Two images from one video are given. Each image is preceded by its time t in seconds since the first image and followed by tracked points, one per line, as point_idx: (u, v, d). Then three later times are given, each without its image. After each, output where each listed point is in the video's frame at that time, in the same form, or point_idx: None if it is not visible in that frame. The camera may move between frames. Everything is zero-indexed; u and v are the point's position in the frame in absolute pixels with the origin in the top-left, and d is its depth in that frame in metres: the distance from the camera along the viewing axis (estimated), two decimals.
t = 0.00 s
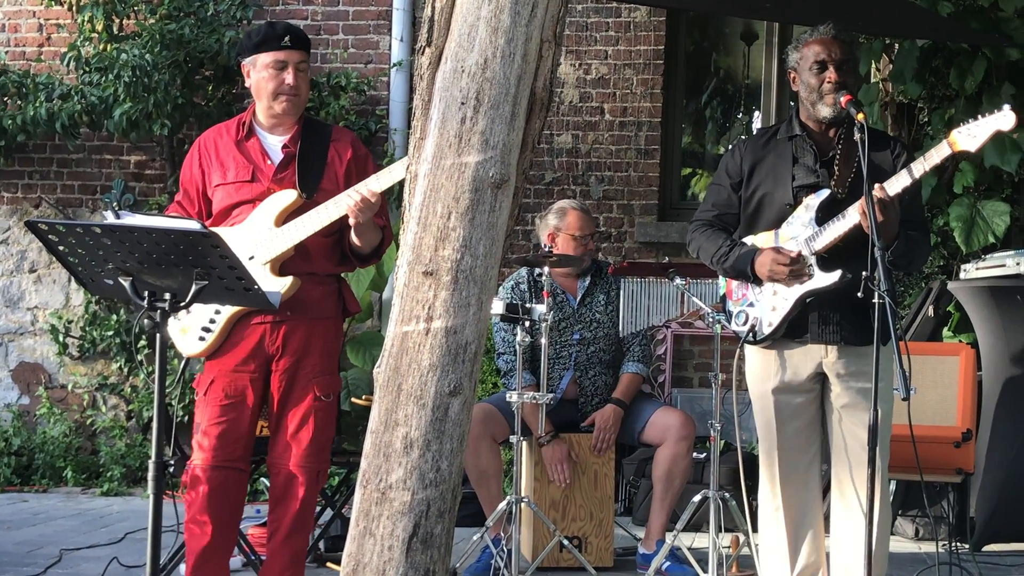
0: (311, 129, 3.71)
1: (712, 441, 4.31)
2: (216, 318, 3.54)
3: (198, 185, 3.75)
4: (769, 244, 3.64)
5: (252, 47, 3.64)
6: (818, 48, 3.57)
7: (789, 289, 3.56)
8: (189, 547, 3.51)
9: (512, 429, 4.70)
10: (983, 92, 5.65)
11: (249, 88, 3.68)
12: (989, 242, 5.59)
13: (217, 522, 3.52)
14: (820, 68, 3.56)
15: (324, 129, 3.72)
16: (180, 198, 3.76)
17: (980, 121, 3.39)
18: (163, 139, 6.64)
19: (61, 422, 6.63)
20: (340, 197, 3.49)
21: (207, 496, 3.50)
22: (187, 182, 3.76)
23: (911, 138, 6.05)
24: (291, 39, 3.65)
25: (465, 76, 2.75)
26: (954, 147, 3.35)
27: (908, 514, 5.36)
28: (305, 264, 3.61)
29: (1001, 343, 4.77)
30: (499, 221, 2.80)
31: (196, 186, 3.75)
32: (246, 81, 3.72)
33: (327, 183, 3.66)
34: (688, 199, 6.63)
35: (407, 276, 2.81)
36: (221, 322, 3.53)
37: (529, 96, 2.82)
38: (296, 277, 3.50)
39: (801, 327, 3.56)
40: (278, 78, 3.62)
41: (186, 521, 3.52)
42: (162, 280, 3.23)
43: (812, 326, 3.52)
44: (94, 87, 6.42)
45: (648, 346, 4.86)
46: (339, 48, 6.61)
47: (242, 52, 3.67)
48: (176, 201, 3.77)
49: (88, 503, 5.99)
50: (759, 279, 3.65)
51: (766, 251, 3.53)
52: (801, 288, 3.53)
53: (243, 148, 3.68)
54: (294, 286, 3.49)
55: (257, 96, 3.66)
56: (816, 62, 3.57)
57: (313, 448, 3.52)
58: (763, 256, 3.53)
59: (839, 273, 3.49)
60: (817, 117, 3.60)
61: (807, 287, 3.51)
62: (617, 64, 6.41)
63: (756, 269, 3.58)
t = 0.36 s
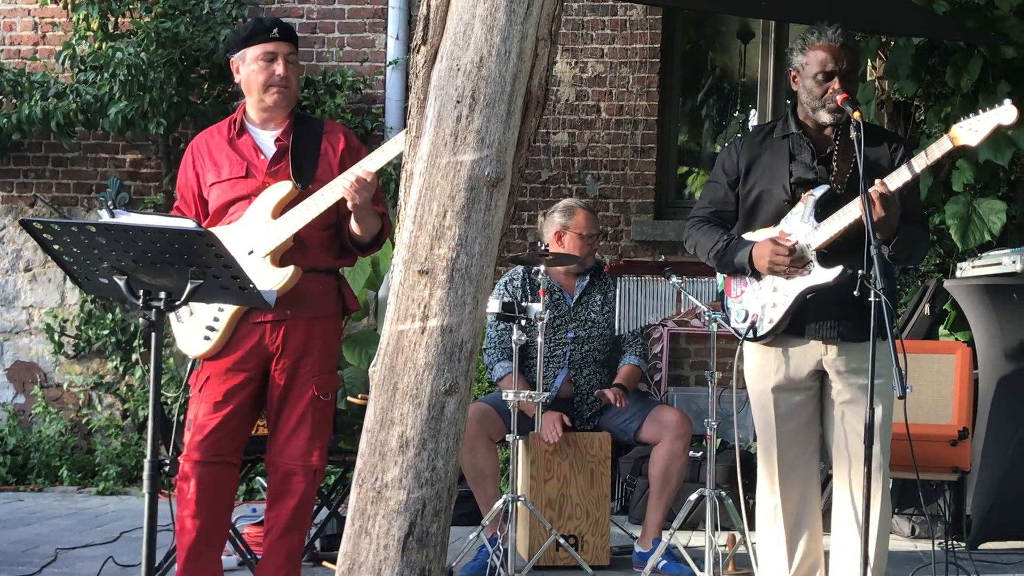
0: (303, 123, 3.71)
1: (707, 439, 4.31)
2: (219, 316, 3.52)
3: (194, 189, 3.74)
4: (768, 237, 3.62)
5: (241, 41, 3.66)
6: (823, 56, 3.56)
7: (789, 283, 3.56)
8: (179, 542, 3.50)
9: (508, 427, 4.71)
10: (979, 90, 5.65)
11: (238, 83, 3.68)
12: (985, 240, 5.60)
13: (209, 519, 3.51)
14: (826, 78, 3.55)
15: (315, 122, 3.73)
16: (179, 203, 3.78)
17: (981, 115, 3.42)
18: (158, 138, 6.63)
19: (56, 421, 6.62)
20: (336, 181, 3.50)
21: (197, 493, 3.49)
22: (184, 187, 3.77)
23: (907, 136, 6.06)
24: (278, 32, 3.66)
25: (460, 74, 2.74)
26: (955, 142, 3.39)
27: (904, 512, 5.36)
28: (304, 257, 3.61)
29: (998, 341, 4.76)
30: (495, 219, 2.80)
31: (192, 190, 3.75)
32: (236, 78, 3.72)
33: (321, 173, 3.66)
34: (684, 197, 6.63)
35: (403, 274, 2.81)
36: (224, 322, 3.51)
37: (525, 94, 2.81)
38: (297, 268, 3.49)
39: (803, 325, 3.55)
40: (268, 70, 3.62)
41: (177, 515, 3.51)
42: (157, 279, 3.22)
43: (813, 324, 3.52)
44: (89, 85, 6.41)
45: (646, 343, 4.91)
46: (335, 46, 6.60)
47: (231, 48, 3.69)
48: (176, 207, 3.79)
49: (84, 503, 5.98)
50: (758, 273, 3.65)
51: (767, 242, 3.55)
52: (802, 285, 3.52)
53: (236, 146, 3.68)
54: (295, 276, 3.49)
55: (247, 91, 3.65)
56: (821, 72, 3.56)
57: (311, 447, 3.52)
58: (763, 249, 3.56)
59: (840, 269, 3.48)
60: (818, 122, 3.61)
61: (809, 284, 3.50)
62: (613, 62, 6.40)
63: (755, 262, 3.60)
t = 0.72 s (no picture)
0: (302, 117, 3.72)
1: (708, 435, 4.32)
2: (225, 313, 3.51)
3: (195, 188, 3.74)
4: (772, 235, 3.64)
5: (235, 37, 3.67)
6: (822, 53, 3.56)
7: (793, 282, 3.56)
8: (189, 543, 3.49)
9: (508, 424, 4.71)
10: (979, 86, 5.64)
11: (236, 79, 3.69)
12: (985, 236, 5.59)
13: (217, 518, 3.50)
14: (824, 76, 3.55)
15: (313, 115, 3.73)
16: (179, 204, 3.77)
17: (988, 116, 3.43)
18: (158, 134, 6.63)
19: (56, 418, 6.62)
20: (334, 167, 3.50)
21: (211, 492, 3.50)
22: (185, 187, 3.76)
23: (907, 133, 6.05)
24: (273, 24, 3.68)
25: (461, 70, 2.74)
26: (963, 143, 3.40)
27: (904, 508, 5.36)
28: (307, 248, 3.60)
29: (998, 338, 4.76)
30: (496, 215, 2.80)
31: (193, 190, 3.74)
32: (233, 75, 3.73)
33: (321, 164, 3.66)
34: (684, 194, 6.63)
35: (404, 270, 2.81)
36: (230, 318, 3.50)
37: (526, 90, 2.81)
38: (299, 255, 3.45)
39: (807, 322, 3.55)
40: (265, 61, 3.63)
41: (186, 515, 3.50)
42: (158, 275, 3.22)
43: (818, 321, 3.53)
44: (89, 82, 6.41)
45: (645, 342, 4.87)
46: (335, 43, 6.59)
47: (226, 45, 3.70)
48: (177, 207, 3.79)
49: (84, 500, 5.97)
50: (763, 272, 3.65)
51: (771, 241, 3.55)
52: (807, 283, 3.53)
53: (235, 141, 3.68)
54: (298, 264, 3.44)
55: (246, 87, 3.67)
56: (819, 71, 3.56)
57: (314, 443, 3.52)
58: (767, 248, 3.55)
59: (845, 268, 3.48)
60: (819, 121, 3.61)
61: (812, 282, 3.51)
62: (613, 59, 6.40)
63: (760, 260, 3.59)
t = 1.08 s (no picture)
0: (306, 116, 3.72)
1: (709, 431, 4.32)
2: (228, 311, 3.53)
3: (196, 184, 3.74)
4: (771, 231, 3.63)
5: (242, 35, 3.67)
6: (821, 39, 3.59)
7: (792, 278, 3.55)
8: (189, 540, 3.50)
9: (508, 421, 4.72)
10: (980, 82, 5.64)
11: (242, 78, 3.69)
12: (985, 231, 5.59)
13: (217, 515, 3.51)
14: (825, 58, 3.58)
15: (318, 116, 3.73)
16: (181, 198, 3.78)
17: (989, 113, 3.43)
18: (159, 131, 6.63)
19: (58, 415, 6.63)
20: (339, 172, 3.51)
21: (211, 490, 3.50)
22: (187, 182, 3.77)
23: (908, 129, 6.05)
24: (280, 24, 3.68)
25: (462, 66, 2.74)
26: (964, 139, 3.40)
27: (905, 504, 5.36)
28: (308, 250, 3.61)
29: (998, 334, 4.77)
30: (497, 211, 2.80)
31: (195, 185, 3.74)
32: (239, 73, 3.73)
33: (325, 165, 3.66)
34: (685, 190, 6.63)
35: (405, 267, 2.81)
36: (234, 316, 3.52)
37: (526, 86, 2.81)
38: (302, 260, 3.50)
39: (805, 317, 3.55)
40: (271, 61, 3.63)
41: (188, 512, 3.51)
42: (159, 272, 3.22)
43: (816, 317, 3.51)
44: (90, 79, 6.41)
45: (648, 339, 4.87)
46: (336, 39, 6.59)
47: (232, 43, 3.70)
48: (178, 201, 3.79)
49: (86, 496, 5.98)
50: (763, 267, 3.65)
51: (769, 239, 3.52)
52: (805, 279, 3.51)
53: (239, 140, 3.68)
54: (301, 268, 3.49)
55: (252, 86, 3.67)
56: (819, 53, 3.59)
57: (316, 441, 3.52)
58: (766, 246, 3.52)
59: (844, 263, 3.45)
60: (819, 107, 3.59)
61: (812, 278, 3.49)
62: (613, 55, 6.40)
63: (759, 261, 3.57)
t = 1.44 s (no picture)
0: (309, 118, 3.70)
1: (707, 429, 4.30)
2: (216, 310, 3.53)
3: (196, 173, 3.75)
4: (768, 231, 3.61)
5: (251, 34, 3.65)
6: (824, 34, 3.59)
7: (789, 277, 3.55)
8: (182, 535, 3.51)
9: (506, 418, 4.71)
10: (979, 79, 5.64)
11: (248, 76, 3.67)
12: (984, 229, 5.58)
13: (210, 512, 3.51)
14: (828, 53, 3.57)
15: (324, 117, 3.71)
16: (178, 187, 3.78)
17: (982, 112, 3.40)
18: (157, 129, 6.62)
19: (56, 414, 6.62)
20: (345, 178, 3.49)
21: (203, 486, 3.50)
22: (186, 171, 3.77)
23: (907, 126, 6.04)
24: (290, 26, 3.66)
25: (459, 64, 2.73)
26: (958, 139, 3.39)
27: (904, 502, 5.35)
28: (303, 255, 3.60)
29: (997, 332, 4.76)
30: (494, 209, 2.79)
31: (194, 175, 3.75)
32: (245, 70, 3.71)
33: (324, 170, 3.66)
34: (684, 188, 6.63)
35: (402, 265, 2.80)
36: (224, 313, 3.53)
37: (523, 84, 2.80)
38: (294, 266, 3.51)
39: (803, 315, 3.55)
40: (278, 64, 3.61)
41: (181, 508, 3.51)
42: (156, 271, 3.21)
43: (813, 315, 3.51)
44: (87, 77, 6.40)
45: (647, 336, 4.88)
46: (334, 37, 6.58)
47: (241, 40, 3.68)
48: (175, 190, 3.79)
49: (84, 495, 5.98)
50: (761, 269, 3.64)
51: (766, 237, 3.53)
52: (802, 279, 3.50)
53: (241, 137, 3.67)
54: (292, 275, 3.49)
55: (257, 85, 3.65)
56: (823, 47, 3.58)
57: (311, 439, 3.52)
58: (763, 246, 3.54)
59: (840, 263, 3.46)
60: (820, 105, 3.59)
61: (808, 278, 3.49)
62: (612, 52, 6.39)
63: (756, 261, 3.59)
